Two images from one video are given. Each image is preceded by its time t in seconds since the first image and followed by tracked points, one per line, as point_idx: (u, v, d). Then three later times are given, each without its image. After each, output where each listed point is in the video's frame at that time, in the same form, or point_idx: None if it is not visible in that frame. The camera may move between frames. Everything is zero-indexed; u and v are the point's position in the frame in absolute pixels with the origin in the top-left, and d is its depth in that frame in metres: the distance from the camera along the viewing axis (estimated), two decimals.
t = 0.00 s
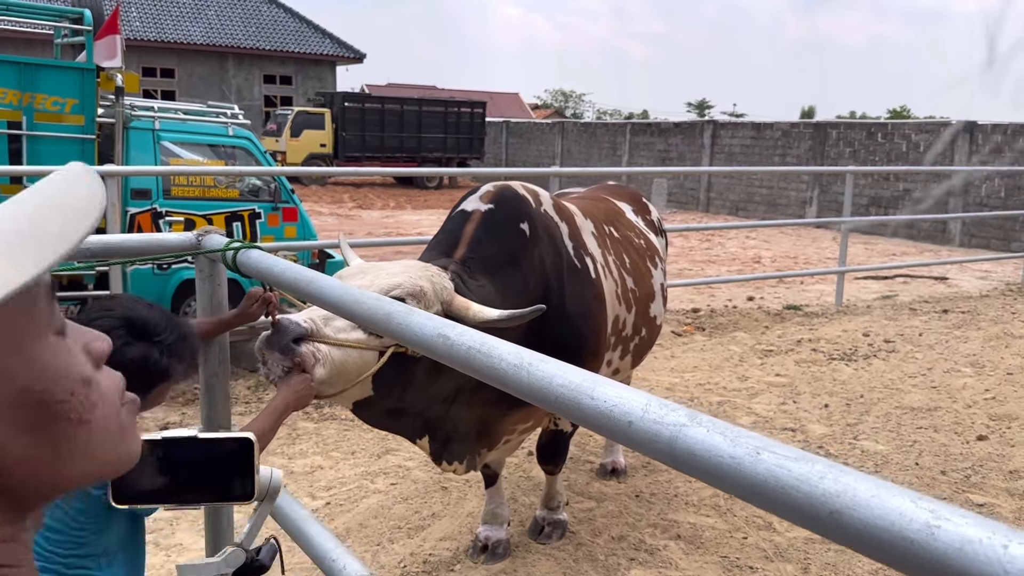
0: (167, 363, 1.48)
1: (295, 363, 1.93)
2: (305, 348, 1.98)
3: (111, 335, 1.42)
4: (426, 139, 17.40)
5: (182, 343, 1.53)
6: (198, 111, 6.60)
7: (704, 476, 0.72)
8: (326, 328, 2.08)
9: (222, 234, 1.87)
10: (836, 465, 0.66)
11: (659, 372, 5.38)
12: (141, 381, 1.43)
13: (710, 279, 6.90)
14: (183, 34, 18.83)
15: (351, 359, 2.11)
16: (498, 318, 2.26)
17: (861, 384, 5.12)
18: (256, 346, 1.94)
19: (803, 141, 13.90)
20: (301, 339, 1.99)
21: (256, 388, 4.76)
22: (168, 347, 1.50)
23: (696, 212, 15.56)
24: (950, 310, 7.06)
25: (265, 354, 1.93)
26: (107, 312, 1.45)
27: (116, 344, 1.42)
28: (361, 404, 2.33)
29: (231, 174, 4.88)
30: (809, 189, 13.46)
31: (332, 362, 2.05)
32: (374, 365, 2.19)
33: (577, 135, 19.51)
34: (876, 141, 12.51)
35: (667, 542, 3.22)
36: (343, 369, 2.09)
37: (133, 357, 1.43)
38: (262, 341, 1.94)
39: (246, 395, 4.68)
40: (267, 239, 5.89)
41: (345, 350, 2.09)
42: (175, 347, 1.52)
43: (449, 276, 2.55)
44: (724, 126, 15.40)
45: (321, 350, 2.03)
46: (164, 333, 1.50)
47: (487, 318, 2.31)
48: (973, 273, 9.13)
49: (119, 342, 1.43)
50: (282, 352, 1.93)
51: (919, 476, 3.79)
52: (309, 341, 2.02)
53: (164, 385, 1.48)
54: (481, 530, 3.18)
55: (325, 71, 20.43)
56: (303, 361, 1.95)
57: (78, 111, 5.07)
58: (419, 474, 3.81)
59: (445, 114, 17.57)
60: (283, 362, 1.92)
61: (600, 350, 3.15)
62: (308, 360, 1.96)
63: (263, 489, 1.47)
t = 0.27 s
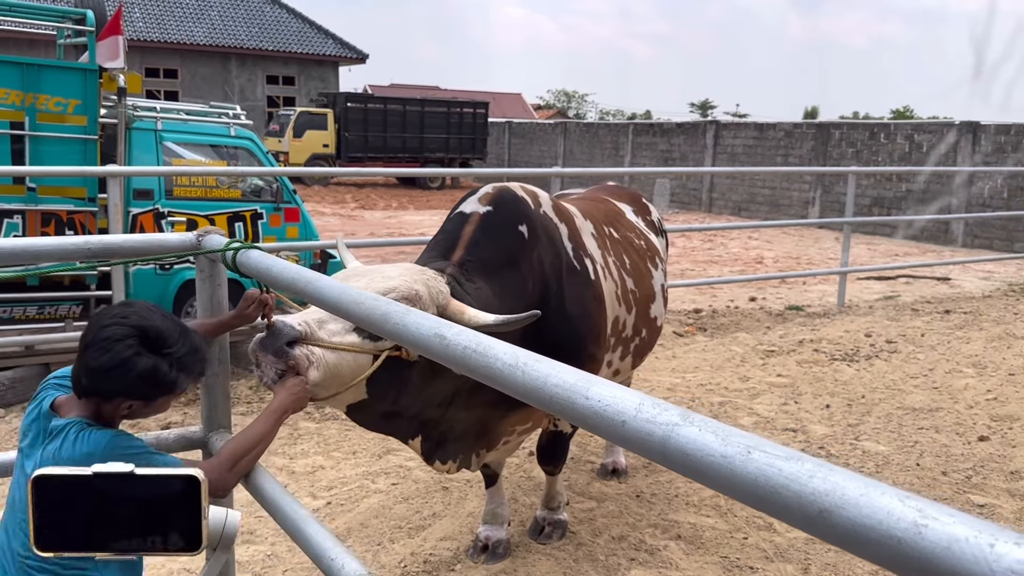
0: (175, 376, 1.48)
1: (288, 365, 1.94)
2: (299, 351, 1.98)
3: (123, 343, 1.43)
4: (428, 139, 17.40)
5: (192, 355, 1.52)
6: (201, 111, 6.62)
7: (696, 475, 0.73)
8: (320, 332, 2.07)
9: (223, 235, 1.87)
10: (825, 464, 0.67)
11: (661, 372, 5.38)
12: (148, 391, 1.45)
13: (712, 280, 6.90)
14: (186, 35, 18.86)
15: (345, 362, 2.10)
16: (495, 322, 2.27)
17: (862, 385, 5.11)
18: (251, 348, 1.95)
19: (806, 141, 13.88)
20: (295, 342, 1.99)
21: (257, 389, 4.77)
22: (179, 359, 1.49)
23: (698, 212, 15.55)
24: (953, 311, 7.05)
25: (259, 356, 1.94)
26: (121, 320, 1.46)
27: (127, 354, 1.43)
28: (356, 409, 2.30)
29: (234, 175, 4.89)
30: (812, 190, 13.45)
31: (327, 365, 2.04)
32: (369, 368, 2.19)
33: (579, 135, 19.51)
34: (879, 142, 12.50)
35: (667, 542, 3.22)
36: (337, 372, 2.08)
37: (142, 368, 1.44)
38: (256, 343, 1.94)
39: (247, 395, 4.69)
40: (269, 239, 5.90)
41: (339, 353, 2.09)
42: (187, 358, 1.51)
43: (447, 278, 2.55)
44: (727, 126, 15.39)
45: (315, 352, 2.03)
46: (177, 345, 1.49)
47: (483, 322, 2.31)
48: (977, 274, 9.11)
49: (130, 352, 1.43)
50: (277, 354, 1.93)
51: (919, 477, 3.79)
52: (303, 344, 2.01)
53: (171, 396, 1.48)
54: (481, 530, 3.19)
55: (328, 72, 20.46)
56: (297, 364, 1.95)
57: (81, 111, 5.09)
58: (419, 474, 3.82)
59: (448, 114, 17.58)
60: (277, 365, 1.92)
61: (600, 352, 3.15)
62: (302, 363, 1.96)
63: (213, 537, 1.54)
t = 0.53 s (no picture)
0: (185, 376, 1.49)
1: (287, 368, 1.94)
2: (297, 354, 1.99)
3: (134, 344, 1.44)
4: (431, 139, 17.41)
5: (200, 356, 1.53)
6: (205, 112, 6.64)
7: (691, 473, 0.73)
8: (318, 334, 2.08)
9: (225, 235, 1.87)
10: (819, 462, 0.67)
11: (663, 373, 5.38)
12: (159, 392, 1.46)
13: (715, 280, 6.90)
14: (191, 36, 18.90)
15: (342, 364, 2.12)
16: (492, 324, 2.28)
17: (865, 385, 5.11)
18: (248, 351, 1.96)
19: (810, 142, 13.86)
20: (293, 344, 1.99)
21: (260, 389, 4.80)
22: (188, 361, 1.50)
23: (702, 212, 15.54)
24: (956, 311, 7.04)
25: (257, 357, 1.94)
26: (131, 322, 1.47)
27: (138, 356, 1.44)
28: (353, 409, 2.32)
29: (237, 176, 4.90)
30: (816, 190, 13.43)
31: (322, 368, 2.05)
32: (365, 370, 2.20)
33: (582, 135, 19.51)
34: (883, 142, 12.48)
35: (669, 542, 3.22)
36: (333, 374, 2.09)
37: (154, 369, 1.44)
38: (253, 346, 1.95)
39: (250, 396, 4.71)
40: (273, 239, 5.91)
41: (336, 356, 2.10)
42: (195, 360, 1.53)
43: (445, 279, 2.56)
44: (731, 126, 15.38)
45: (312, 354, 2.04)
46: (186, 346, 1.51)
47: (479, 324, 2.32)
48: (980, 275, 9.10)
49: (141, 354, 1.44)
50: (274, 358, 1.94)
51: (922, 477, 3.78)
52: (301, 347, 2.02)
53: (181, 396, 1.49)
54: (483, 530, 3.19)
55: (332, 72, 20.49)
56: (295, 366, 1.96)
57: (85, 112, 5.11)
58: (421, 474, 3.82)
59: (451, 114, 17.60)
60: (276, 366, 1.93)
61: (601, 353, 3.15)
62: (299, 366, 1.97)
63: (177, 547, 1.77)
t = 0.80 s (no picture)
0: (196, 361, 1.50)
1: (292, 369, 1.95)
2: (302, 355, 1.99)
3: (142, 336, 1.45)
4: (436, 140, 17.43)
5: (208, 342, 1.55)
6: (209, 113, 6.65)
7: (695, 473, 0.74)
8: (321, 335, 2.08)
9: (230, 235, 1.88)
10: (822, 461, 0.68)
11: (667, 373, 5.38)
12: (175, 381, 1.47)
13: (719, 281, 6.89)
14: (195, 36, 18.95)
15: (346, 365, 2.12)
16: (496, 324, 2.28)
17: (870, 386, 5.10)
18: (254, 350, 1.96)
19: (814, 142, 13.84)
20: (298, 345, 2.00)
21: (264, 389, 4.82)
22: (198, 347, 1.52)
23: (706, 213, 15.53)
24: (961, 312, 7.02)
25: (262, 357, 1.95)
26: (136, 316, 1.48)
27: (148, 347, 1.45)
28: (355, 410, 2.32)
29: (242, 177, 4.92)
30: (820, 191, 13.41)
31: (326, 368, 2.06)
32: (369, 371, 2.20)
33: (587, 136, 19.51)
34: (887, 143, 12.46)
35: (673, 542, 3.22)
36: (337, 374, 2.10)
37: (167, 360, 1.46)
38: (260, 346, 1.95)
39: (255, 396, 4.73)
40: (277, 240, 5.93)
41: (340, 357, 2.11)
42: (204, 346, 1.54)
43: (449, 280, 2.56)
44: (735, 127, 15.37)
45: (316, 355, 2.04)
46: (194, 334, 1.52)
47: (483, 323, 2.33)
48: (985, 275, 9.08)
49: (149, 345, 1.45)
50: (279, 358, 1.94)
51: (926, 478, 3.78)
52: (305, 348, 2.02)
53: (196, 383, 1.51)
54: (487, 530, 3.20)
55: (336, 73, 20.52)
56: (299, 368, 1.97)
57: (91, 113, 5.13)
58: (426, 474, 3.83)
59: (455, 115, 17.61)
60: (281, 367, 1.94)
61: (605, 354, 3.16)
62: (303, 367, 1.97)
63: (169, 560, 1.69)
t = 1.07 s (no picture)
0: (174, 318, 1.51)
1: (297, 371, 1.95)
2: (308, 356, 1.99)
3: (113, 315, 1.45)
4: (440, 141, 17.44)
5: (173, 300, 1.55)
6: (215, 114, 6.67)
7: (700, 472, 0.74)
8: (328, 333, 2.09)
9: (236, 235, 1.89)
10: (828, 460, 0.68)
11: (672, 374, 5.37)
12: (158, 348, 1.47)
13: (723, 282, 6.88)
14: (201, 37, 19.00)
15: (353, 362, 2.13)
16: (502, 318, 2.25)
17: (875, 387, 5.09)
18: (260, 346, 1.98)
19: (819, 143, 13.83)
20: (304, 344, 2.01)
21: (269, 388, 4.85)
22: (169, 306, 1.53)
23: (711, 214, 15.52)
24: (967, 313, 7.00)
25: (268, 356, 1.96)
26: (98, 300, 1.47)
27: (123, 322, 1.45)
28: (365, 407, 2.32)
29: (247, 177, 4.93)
30: (825, 192, 13.38)
31: (334, 365, 2.07)
32: (377, 367, 2.21)
33: (591, 136, 19.51)
34: (892, 143, 12.43)
35: (678, 543, 3.22)
36: (345, 370, 2.10)
37: (143, 331, 1.45)
38: (265, 342, 1.96)
39: (261, 395, 4.74)
40: (283, 240, 5.94)
41: (347, 354, 2.11)
42: (175, 303, 1.55)
43: (453, 277, 2.56)
44: (740, 127, 15.35)
45: (323, 354, 2.05)
46: (159, 296, 1.52)
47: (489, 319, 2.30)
48: (991, 276, 9.05)
49: (124, 318, 1.45)
50: (284, 357, 1.95)
51: (932, 479, 3.77)
52: (311, 347, 2.03)
53: (179, 345, 1.51)
54: (491, 529, 3.20)
55: (341, 74, 20.56)
56: (305, 369, 1.97)
57: (96, 114, 5.15)
58: (430, 474, 3.84)
59: (460, 115, 17.62)
60: (286, 369, 1.94)
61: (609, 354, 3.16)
62: (308, 366, 1.98)
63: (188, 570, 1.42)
